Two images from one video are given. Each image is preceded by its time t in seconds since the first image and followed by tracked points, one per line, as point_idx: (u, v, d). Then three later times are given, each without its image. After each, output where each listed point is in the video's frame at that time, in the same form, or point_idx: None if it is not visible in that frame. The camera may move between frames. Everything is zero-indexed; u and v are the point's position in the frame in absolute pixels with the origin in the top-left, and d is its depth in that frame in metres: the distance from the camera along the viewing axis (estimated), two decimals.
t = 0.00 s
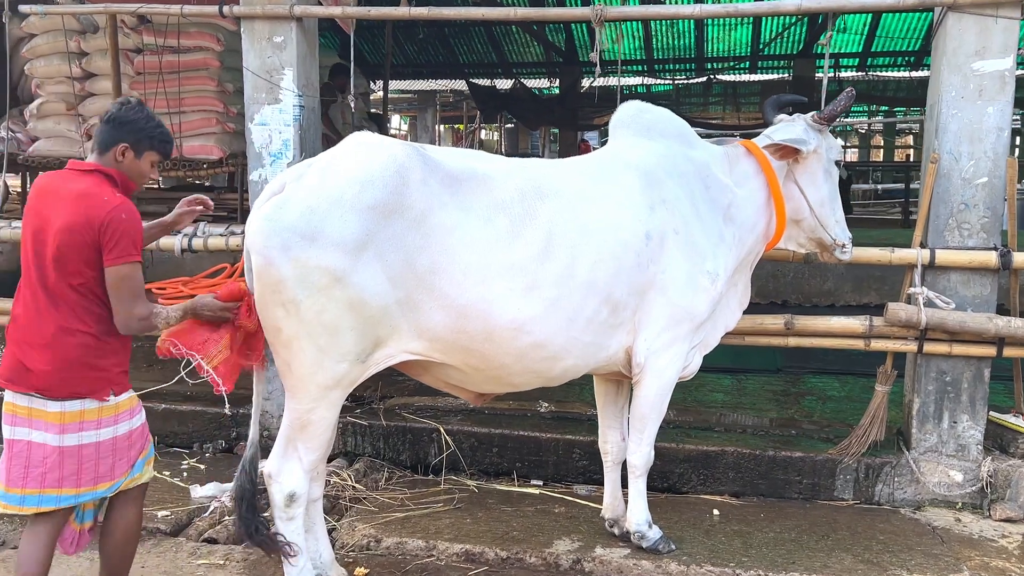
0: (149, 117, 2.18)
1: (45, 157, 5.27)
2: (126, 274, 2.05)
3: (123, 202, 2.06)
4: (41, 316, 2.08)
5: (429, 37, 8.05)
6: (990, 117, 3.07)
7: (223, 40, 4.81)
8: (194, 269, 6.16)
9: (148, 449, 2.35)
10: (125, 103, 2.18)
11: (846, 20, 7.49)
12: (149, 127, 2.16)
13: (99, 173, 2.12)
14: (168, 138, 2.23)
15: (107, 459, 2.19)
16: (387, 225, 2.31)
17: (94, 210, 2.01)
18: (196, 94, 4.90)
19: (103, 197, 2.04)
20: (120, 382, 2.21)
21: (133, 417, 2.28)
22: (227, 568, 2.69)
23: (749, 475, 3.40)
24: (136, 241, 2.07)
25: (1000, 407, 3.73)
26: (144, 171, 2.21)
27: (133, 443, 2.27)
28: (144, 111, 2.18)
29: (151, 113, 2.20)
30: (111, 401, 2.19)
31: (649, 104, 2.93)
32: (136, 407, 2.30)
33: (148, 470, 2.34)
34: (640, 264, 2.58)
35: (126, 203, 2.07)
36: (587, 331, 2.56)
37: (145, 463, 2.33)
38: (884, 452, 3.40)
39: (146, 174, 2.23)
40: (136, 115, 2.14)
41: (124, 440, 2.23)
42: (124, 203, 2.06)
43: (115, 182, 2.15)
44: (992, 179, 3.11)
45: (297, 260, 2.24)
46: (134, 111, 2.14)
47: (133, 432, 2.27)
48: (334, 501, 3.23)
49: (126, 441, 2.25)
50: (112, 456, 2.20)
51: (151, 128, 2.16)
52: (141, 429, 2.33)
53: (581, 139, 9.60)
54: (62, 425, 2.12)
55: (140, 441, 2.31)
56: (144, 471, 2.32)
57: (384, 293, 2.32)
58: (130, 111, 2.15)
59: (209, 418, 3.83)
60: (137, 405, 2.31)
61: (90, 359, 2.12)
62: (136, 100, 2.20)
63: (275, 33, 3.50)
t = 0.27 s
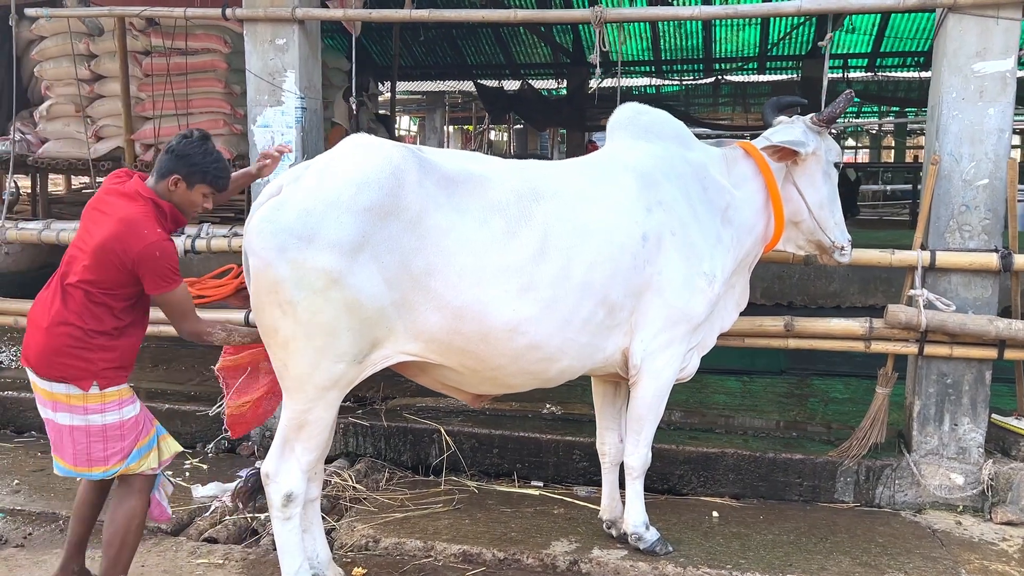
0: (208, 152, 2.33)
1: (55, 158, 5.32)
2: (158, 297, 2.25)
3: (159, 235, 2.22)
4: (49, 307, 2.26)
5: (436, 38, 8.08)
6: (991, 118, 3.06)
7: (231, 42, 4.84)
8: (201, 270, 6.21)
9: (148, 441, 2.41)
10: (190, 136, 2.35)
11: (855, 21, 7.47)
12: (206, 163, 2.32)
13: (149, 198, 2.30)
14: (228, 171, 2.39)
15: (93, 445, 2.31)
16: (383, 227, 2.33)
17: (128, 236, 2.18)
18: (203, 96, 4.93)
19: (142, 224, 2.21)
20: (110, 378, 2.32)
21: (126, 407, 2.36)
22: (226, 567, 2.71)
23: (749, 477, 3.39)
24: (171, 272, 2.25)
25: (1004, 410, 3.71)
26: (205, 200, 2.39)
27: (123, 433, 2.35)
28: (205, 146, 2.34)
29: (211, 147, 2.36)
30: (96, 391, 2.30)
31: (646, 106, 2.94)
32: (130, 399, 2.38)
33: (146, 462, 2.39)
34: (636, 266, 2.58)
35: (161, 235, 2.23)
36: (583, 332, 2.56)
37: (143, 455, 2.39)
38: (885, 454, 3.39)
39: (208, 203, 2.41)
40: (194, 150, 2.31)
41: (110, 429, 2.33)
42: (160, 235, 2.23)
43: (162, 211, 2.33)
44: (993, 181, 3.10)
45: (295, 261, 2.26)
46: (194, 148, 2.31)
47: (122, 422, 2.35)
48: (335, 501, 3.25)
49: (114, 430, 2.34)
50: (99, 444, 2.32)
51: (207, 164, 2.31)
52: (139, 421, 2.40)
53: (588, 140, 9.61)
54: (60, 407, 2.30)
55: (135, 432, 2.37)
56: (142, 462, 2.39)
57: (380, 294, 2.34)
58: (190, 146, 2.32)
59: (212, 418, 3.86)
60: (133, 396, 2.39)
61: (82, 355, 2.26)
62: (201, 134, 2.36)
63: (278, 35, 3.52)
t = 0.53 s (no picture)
0: (207, 158, 2.34)
1: (68, 160, 5.37)
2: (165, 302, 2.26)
3: (162, 240, 2.27)
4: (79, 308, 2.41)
5: (446, 40, 8.10)
6: (999, 119, 3.03)
7: (242, 45, 4.88)
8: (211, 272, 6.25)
9: (161, 431, 2.48)
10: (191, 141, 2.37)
11: (867, 23, 7.44)
12: (204, 170, 2.33)
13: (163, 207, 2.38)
14: (228, 177, 2.40)
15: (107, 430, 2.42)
16: (388, 229, 2.34)
17: (135, 244, 2.27)
18: (214, 99, 4.97)
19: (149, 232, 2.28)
20: (124, 370, 2.41)
21: (139, 397, 2.44)
22: (230, 567, 2.73)
23: (755, 480, 3.38)
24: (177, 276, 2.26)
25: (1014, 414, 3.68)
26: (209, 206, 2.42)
27: (135, 421, 2.43)
28: (203, 152, 2.35)
29: (209, 153, 2.36)
30: (110, 381, 2.40)
31: (652, 108, 2.94)
32: (145, 390, 2.45)
33: (157, 452, 2.46)
34: (641, 268, 2.59)
35: (165, 240, 2.28)
36: (587, 334, 2.57)
37: (154, 445, 2.46)
38: (891, 457, 3.37)
39: (212, 207, 2.44)
40: (191, 158, 2.32)
41: (123, 416, 2.42)
42: (164, 241, 2.28)
43: (171, 218, 2.38)
44: (1000, 183, 3.08)
45: (300, 263, 2.28)
46: (191, 155, 2.32)
47: (134, 411, 2.43)
48: (340, 502, 3.26)
49: (126, 418, 2.43)
50: (113, 429, 2.42)
51: (204, 172, 2.33)
52: (153, 411, 2.47)
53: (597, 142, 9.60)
54: (85, 392, 2.44)
55: (147, 422, 2.45)
56: (154, 450, 2.46)
57: (384, 295, 2.35)
58: (187, 152, 2.33)
59: (220, 419, 3.89)
60: (147, 386, 2.46)
61: (101, 351, 2.39)
62: (200, 140, 2.37)
63: (285, 38, 3.54)
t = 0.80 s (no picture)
0: (205, 166, 2.38)
1: (82, 165, 5.43)
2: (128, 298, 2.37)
3: (148, 239, 2.38)
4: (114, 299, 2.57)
5: (457, 43, 8.13)
6: (1012, 123, 3.01)
7: (254, 50, 4.92)
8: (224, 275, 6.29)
9: (187, 416, 2.55)
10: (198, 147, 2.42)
11: (880, 25, 7.41)
12: (200, 177, 2.36)
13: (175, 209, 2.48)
14: (228, 185, 2.41)
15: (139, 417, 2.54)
16: (398, 233, 2.35)
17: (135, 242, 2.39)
18: (227, 103, 5.01)
19: (145, 231, 2.41)
20: (146, 360, 2.50)
21: (162, 384, 2.52)
22: (240, 570, 2.75)
23: (766, 485, 3.37)
24: (145, 274, 2.35)
25: None
26: (209, 214, 2.44)
27: (161, 408, 2.53)
28: (205, 159, 2.39)
29: (209, 160, 2.39)
30: (135, 370, 2.51)
31: (663, 112, 2.94)
32: (168, 377, 2.53)
33: (185, 437, 2.54)
34: (651, 272, 2.58)
35: (151, 240, 2.38)
36: (598, 338, 2.57)
37: (182, 430, 2.54)
38: (903, 463, 3.35)
39: (216, 216, 2.46)
40: (190, 164, 2.37)
41: (150, 403, 2.53)
42: (150, 240, 2.38)
43: (176, 220, 2.45)
44: (1013, 187, 3.05)
45: (311, 266, 2.29)
46: (189, 161, 2.37)
47: (160, 398, 2.52)
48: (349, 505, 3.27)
49: (154, 405, 2.53)
50: (145, 416, 2.54)
51: (198, 179, 2.36)
52: (179, 396, 2.55)
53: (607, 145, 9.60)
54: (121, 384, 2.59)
55: (172, 408, 2.53)
56: (183, 435, 2.54)
57: (395, 299, 2.36)
58: (188, 158, 2.38)
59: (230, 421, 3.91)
60: (170, 373, 2.54)
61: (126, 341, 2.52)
62: (205, 146, 2.41)
63: (296, 42, 3.55)
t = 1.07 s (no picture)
0: (231, 225, 2.38)
1: (95, 168, 5.47)
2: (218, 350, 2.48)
3: (205, 297, 2.43)
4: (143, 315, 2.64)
5: (468, 47, 8.16)
6: None
7: (267, 54, 4.95)
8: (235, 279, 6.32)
9: (191, 426, 2.59)
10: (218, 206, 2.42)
11: (892, 28, 7.38)
12: (229, 236, 2.37)
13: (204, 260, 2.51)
14: (253, 244, 2.40)
15: (151, 421, 2.61)
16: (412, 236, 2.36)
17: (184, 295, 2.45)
18: (239, 107, 5.04)
19: (191, 290, 2.44)
20: (159, 370, 2.57)
21: (172, 393, 2.58)
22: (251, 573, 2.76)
23: (778, 490, 3.35)
24: (222, 326, 2.44)
25: None
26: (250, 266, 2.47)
27: (168, 416, 2.58)
28: (231, 219, 2.40)
29: (236, 218, 2.40)
30: (149, 378, 2.58)
31: (676, 116, 2.94)
32: (178, 386, 2.58)
33: (187, 446, 2.58)
34: (664, 275, 2.58)
35: (208, 297, 2.43)
36: (611, 341, 2.56)
37: (184, 439, 2.58)
38: (917, 468, 3.33)
39: (246, 270, 2.47)
40: (218, 226, 2.38)
41: (160, 410, 2.59)
42: (207, 298, 2.43)
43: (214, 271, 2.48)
44: None
45: (326, 271, 2.31)
46: (217, 224, 2.38)
47: (168, 406, 2.58)
48: (361, 508, 3.28)
49: (163, 412, 2.59)
50: (154, 421, 2.61)
51: (233, 240, 2.37)
52: (186, 406, 2.59)
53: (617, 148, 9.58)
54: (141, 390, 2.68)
55: (178, 417, 2.58)
56: (185, 444, 2.58)
57: (409, 302, 2.37)
58: (214, 220, 2.39)
59: (242, 424, 3.93)
60: (181, 383, 2.59)
61: (146, 354, 2.59)
62: (225, 205, 2.41)
63: (308, 46, 3.56)
